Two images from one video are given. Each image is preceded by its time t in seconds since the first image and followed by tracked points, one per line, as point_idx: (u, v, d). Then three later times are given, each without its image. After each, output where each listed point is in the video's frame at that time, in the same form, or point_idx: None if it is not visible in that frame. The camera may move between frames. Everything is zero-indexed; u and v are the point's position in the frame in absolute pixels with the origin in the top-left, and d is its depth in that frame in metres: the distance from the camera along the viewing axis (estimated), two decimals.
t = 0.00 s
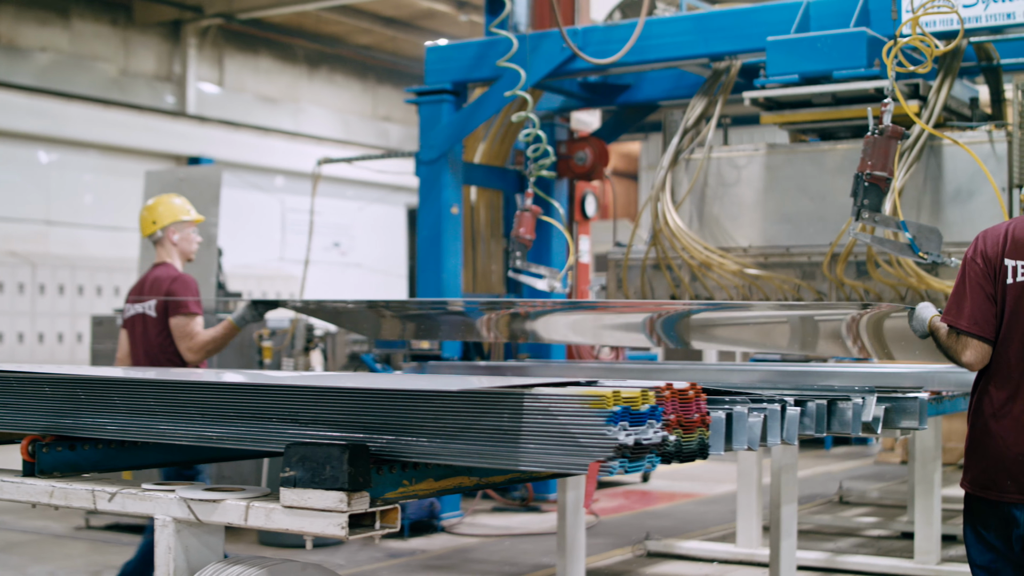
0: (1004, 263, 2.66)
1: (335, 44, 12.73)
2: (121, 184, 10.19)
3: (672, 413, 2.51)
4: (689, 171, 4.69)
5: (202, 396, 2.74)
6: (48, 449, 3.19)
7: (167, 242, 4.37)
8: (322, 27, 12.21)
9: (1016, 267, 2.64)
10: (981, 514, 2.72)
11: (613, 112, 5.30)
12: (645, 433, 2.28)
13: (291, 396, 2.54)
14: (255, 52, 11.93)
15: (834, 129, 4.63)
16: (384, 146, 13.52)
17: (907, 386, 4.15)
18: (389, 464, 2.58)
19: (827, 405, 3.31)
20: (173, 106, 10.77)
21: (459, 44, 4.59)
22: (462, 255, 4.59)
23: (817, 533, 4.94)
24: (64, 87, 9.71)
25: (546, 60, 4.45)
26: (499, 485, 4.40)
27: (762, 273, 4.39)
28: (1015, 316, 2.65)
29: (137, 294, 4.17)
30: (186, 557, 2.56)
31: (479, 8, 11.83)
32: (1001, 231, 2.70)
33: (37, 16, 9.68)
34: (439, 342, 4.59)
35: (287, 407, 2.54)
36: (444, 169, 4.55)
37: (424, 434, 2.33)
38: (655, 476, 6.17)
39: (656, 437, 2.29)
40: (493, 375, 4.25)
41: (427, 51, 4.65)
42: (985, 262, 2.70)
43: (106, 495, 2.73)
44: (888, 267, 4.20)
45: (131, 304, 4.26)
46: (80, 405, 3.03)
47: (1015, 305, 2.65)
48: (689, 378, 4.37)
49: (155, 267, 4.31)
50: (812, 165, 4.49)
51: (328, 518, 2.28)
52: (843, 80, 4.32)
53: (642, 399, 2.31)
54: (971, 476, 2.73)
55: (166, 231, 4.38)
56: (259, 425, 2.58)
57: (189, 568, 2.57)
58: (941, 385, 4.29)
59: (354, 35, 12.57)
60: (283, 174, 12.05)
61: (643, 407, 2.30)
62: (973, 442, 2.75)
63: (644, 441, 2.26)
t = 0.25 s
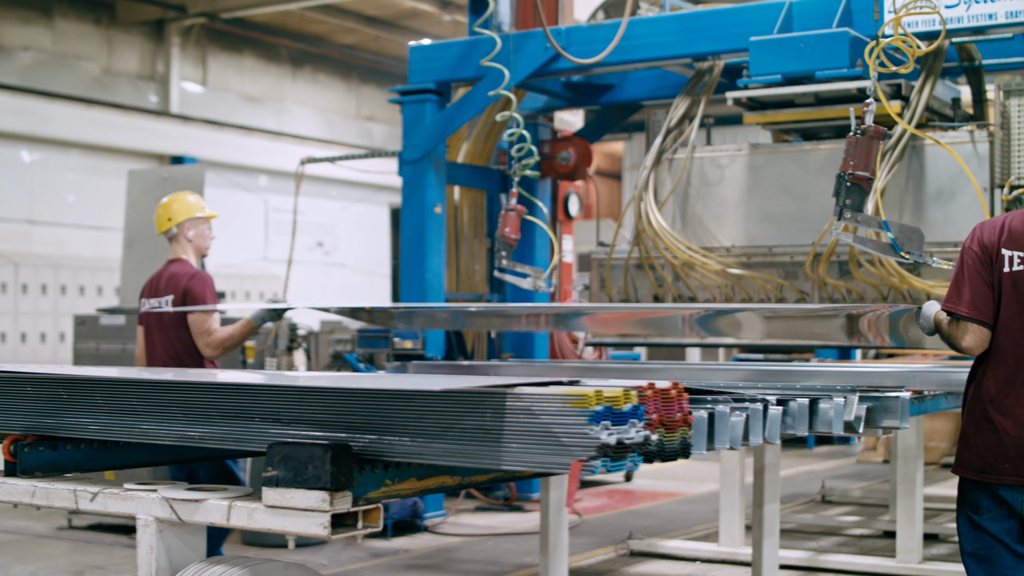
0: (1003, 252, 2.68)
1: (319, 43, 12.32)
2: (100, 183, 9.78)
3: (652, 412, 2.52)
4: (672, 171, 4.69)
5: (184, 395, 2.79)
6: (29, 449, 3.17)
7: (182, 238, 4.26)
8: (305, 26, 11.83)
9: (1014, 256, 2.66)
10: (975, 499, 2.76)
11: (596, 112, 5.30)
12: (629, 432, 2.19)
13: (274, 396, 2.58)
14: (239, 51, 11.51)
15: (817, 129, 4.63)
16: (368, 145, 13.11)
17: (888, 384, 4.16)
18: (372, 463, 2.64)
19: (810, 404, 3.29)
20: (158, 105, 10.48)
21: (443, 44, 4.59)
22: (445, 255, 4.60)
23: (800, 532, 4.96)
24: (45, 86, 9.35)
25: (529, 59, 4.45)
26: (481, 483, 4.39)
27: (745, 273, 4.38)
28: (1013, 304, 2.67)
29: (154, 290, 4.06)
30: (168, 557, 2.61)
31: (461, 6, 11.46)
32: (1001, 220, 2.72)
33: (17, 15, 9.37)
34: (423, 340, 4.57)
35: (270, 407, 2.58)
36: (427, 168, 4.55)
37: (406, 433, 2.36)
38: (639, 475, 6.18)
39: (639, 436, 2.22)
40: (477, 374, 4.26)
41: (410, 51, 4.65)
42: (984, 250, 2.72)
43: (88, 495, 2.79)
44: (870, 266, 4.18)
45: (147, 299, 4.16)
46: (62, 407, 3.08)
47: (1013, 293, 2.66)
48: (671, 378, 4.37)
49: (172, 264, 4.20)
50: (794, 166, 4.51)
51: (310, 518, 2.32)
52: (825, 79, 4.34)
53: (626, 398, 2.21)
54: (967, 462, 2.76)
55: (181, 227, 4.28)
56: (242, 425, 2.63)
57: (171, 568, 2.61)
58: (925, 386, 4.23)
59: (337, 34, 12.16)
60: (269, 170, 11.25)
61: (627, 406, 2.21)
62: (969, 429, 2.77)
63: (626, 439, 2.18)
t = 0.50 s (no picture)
0: (996, 258, 2.64)
1: (299, 43, 11.77)
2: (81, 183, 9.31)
3: (632, 413, 2.53)
4: (653, 171, 4.69)
5: (163, 394, 2.81)
6: (8, 449, 3.19)
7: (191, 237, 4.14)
8: (286, 25, 11.36)
9: (1008, 262, 2.61)
10: (968, 495, 2.70)
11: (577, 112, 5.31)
12: (609, 432, 2.22)
13: (253, 396, 2.62)
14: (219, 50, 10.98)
15: (797, 130, 4.65)
16: (349, 146, 12.50)
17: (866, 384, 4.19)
18: (352, 463, 2.63)
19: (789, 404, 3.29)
20: (138, 105, 10.01)
21: (424, 43, 4.58)
22: (426, 255, 4.60)
23: (780, 531, 4.97)
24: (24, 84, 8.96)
25: (510, 59, 4.45)
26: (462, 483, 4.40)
27: (725, 272, 4.38)
28: (1006, 308, 2.63)
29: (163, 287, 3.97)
30: (147, 557, 2.66)
31: (443, 6, 10.98)
32: (994, 227, 2.67)
33: None
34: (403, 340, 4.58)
35: (250, 407, 2.61)
36: (408, 168, 4.55)
37: (386, 433, 2.38)
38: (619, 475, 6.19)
39: (618, 435, 2.24)
40: (458, 374, 4.26)
41: (391, 50, 4.64)
42: (977, 256, 2.67)
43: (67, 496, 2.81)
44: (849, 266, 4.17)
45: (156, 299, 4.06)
46: (41, 407, 3.09)
47: (1006, 298, 2.62)
48: (652, 378, 4.36)
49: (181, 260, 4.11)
50: (775, 166, 4.52)
51: (290, 518, 2.37)
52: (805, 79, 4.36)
53: (606, 397, 2.23)
54: (962, 461, 2.70)
55: (191, 226, 4.15)
56: (222, 424, 2.66)
57: (150, 568, 2.66)
58: (904, 386, 4.20)
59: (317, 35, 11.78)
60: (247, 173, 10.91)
61: (607, 405, 2.23)
62: (965, 428, 2.72)
63: (606, 439, 2.21)
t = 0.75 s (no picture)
0: (988, 270, 2.70)
1: (276, 42, 11.41)
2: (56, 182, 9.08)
3: (607, 412, 2.53)
4: (629, 171, 4.71)
5: (136, 393, 2.81)
6: None
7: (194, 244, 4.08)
8: (264, 24, 11.02)
9: (1001, 274, 2.67)
10: (960, 494, 2.72)
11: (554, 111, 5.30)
12: (582, 431, 2.19)
13: (227, 396, 2.63)
14: (195, 48, 10.68)
15: (772, 130, 4.64)
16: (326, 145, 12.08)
17: (839, 384, 4.20)
18: (326, 463, 2.68)
19: (764, 403, 3.28)
20: (113, 104, 9.77)
21: (400, 42, 4.58)
22: (402, 254, 4.61)
23: (755, 530, 4.99)
24: None
25: (486, 59, 4.44)
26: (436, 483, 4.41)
27: (700, 272, 4.39)
28: (997, 318, 2.69)
29: (166, 293, 3.93)
30: (122, 558, 2.70)
31: (420, 5, 10.67)
32: (987, 240, 2.73)
33: None
34: (379, 339, 4.59)
35: (224, 407, 2.63)
36: (383, 168, 4.54)
37: (361, 433, 2.40)
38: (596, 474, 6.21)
39: (593, 435, 2.21)
40: (434, 373, 4.27)
41: (368, 49, 4.64)
42: (970, 269, 2.73)
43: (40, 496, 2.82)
44: (823, 266, 4.16)
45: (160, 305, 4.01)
46: (15, 406, 3.08)
47: (998, 308, 2.68)
48: (627, 378, 4.36)
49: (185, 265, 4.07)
50: (750, 166, 4.52)
51: (264, 517, 2.43)
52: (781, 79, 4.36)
53: (580, 395, 2.22)
54: (954, 463, 2.74)
55: (193, 233, 4.10)
56: (198, 424, 2.67)
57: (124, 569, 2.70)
58: (878, 386, 4.17)
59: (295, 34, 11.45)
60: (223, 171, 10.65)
61: (581, 405, 2.21)
62: (956, 431, 2.76)
63: (580, 437, 2.18)
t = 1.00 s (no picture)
0: (986, 271, 2.95)
1: (255, 40, 11.38)
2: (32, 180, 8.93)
3: (586, 411, 2.52)
4: (609, 170, 4.71)
5: (115, 393, 2.81)
6: None
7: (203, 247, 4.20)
8: (243, 23, 11.01)
9: (998, 275, 2.94)
10: (957, 489, 2.99)
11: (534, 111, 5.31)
12: (562, 431, 2.18)
13: (207, 395, 2.64)
14: (173, 48, 10.62)
15: (752, 130, 4.65)
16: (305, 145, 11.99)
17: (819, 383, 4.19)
18: (305, 463, 2.69)
19: (744, 402, 3.25)
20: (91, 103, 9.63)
21: (380, 42, 4.58)
22: (382, 253, 4.61)
23: (736, 529, 5.00)
24: None
25: (466, 58, 4.45)
26: (415, 483, 4.39)
27: (680, 272, 4.39)
28: (993, 317, 2.94)
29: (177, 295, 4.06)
30: (100, 558, 2.70)
31: (399, 5, 10.70)
32: (984, 244, 2.98)
33: None
34: (359, 339, 4.60)
35: (204, 406, 2.64)
36: (364, 167, 4.55)
37: (341, 433, 2.40)
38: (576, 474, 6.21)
39: (574, 435, 2.20)
40: (415, 373, 4.26)
41: (348, 49, 4.65)
42: (969, 271, 2.98)
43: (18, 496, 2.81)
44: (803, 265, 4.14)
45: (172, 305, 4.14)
46: None
47: (994, 307, 2.94)
48: (606, 377, 4.36)
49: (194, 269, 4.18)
50: (729, 166, 4.53)
51: (243, 517, 2.42)
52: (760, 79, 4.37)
53: (560, 395, 2.21)
54: (954, 457, 2.99)
55: (202, 236, 4.22)
56: (177, 424, 2.68)
57: (103, 569, 2.70)
58: (859, 385, 4.10)
59: (274, 32, 11.37)
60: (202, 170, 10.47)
61: (561, 405, 2.21)
62: (955, 427, 3.01)
63: (560, 438, 2.18)
